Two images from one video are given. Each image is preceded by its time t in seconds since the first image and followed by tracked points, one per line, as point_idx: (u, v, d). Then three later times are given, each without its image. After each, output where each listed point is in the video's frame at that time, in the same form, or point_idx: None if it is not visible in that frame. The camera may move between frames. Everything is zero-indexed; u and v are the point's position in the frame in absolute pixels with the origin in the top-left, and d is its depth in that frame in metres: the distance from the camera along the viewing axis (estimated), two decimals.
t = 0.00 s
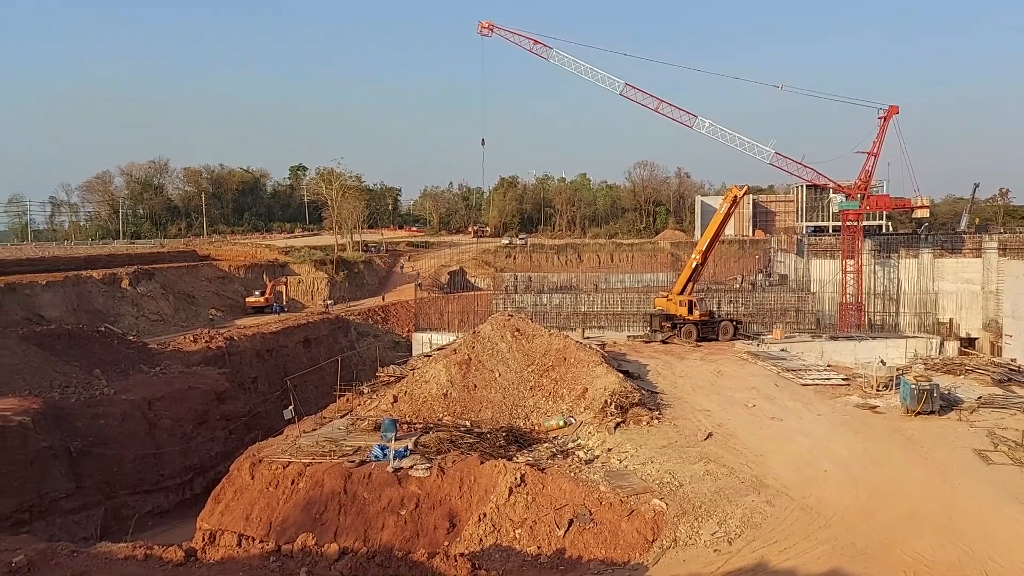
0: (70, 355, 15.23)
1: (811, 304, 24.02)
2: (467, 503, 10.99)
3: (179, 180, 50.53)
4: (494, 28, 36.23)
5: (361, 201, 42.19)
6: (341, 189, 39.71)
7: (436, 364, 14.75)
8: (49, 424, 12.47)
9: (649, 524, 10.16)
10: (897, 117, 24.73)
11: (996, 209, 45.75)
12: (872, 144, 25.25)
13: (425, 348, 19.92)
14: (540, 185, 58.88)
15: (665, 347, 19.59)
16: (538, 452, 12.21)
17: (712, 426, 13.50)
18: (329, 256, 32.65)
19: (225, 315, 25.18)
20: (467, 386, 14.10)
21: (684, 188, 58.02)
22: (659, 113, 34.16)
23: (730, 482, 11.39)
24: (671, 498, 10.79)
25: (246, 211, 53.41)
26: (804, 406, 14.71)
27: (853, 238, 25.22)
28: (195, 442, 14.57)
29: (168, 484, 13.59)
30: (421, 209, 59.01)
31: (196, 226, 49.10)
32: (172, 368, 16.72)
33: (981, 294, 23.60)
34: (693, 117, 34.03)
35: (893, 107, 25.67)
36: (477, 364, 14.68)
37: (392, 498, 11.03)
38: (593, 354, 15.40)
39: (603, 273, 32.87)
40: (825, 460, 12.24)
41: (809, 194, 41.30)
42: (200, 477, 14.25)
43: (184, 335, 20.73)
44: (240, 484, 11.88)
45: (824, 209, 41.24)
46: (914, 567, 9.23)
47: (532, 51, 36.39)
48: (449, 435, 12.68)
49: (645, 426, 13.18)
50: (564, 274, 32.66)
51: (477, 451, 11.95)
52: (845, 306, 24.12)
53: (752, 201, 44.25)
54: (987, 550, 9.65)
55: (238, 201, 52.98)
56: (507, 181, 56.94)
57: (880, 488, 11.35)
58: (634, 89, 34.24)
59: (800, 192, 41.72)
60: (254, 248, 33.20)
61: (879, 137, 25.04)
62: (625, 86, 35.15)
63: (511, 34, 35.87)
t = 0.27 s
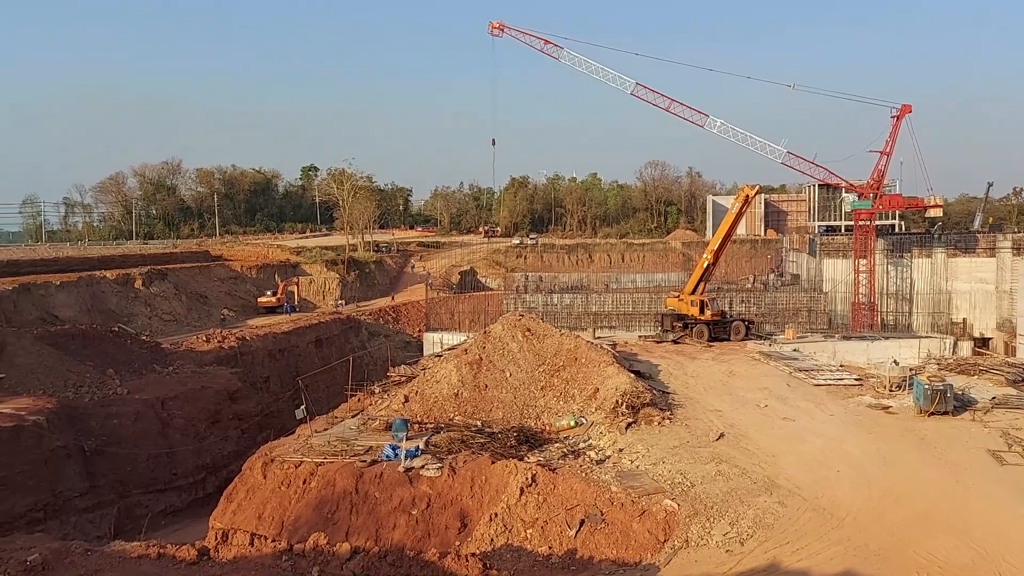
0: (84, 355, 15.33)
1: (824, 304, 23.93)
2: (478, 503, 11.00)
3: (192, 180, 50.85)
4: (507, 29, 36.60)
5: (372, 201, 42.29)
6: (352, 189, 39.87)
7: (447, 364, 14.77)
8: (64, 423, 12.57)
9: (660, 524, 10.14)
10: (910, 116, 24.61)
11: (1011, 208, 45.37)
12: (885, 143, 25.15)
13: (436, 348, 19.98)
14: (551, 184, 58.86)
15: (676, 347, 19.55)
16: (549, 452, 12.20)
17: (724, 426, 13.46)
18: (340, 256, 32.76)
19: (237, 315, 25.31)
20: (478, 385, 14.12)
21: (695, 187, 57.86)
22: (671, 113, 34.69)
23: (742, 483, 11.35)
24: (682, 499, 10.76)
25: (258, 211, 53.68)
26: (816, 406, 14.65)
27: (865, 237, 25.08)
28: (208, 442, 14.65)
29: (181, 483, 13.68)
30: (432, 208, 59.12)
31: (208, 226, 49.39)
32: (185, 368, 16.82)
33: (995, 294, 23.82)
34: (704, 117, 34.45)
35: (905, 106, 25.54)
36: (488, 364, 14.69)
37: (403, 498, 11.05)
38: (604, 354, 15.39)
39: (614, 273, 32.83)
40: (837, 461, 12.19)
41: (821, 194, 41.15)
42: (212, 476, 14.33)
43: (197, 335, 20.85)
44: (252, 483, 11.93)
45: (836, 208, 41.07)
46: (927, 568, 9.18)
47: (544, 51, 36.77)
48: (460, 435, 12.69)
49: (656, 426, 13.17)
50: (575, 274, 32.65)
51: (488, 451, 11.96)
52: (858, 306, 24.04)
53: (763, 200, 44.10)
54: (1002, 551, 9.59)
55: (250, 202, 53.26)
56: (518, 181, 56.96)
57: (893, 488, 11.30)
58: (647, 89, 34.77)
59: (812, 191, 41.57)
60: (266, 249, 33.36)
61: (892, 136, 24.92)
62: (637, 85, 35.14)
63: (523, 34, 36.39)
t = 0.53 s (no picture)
0: (94, 355, 15.41)
1: (832, 304, 23.90)
2: (486, 503, 11.01)
3: (201, 181, 51.06)
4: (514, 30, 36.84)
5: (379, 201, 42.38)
6: (361, 189, 40.04)
7: (455, 364, 14.79)
8: (73, 423, 12.63)
9: (668, 525, 10.13)
10: (919, 115, 24.55)
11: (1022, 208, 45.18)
12: (893, 142, 25.06)
13: (444, 348, 20.02)
14: (558, 184, 58.90)
15: (684, 347, 19.55)
16: (556, 452, 12.21)
17: (732, 427, 13.44)
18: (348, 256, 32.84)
19: (246, 315, 25.39)
20: (485, 385, 14.14)
21: (703, 187, 57.82)
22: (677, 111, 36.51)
23: (750, 483, 11.33)
24: (690, 499, 10.75)
25: (266, 212, 53.89)
26: (824, 406, 14.62)
27: (874, 237, 25.05)
28: (216, 442, 14.69)
29: (190, 483, 13.73)
30: (439, 208, 59.29)
31: (216, 226, 49.59)
32: (194, 368, 16.89)
33: (1004, 293, 24.06)
34: (709, 116, 36.17)
35: (914, 105, 25.47)
36: (496, 364, 14.70)
37: (411, 498, 11.07)
38: (611, 354, 15.39)
39: (622, 273, 32.84)
40: (846, 461, 12.16)
41: (829, 193, 41.11)
42: (221, 476, 14.38)
43: (205, 335, 20.92)
44: (261, 483, 11.97)
45: (844, 207, 40.96)
46: (937, 569, 9.16)
47: (550, 50, 37.48)
48: (467, 435, 12.70)
49: (664, 427, 13.16)
50: (582, 273, 32.68)
51: (496, 451, 11.97)
52: (866, 306, 24.07)
53: (771, 199, 44.07)
54: (1011, 551, 9.56)
55: (259, 202, 53.47)
56: (525, 181, 57.05)
57: (901, 488, 11.27)
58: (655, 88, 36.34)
59: (820, 191, 41.52)
60: (274, 249, 33.47)
61: (901, 136, 24.85)
62: (645, 85, 35.20)
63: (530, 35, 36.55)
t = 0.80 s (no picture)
0: (103, 356, 15.48)
1: (841, 304, 23.84)
2: (494, 503, 11.02)
3: (209, 182, 51.19)
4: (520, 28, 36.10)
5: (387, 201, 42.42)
6: (368, 190, 40.09)
7: (462, 364, 14.80)
8: (83, 423, 12.69)
9: (676, 525, 10.11)
10: (928, 114, 24.43)
11: None
12: (902, 141, 24.96)
13: (451, 348, 20.03)
14: (566, 184, 58.87)
15: (692, 348, 19.52)
16: (564, 452, 12.21)
17: (740, 427, 13.42)
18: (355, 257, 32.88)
19: (254, 315, 25.46)
20: (493, 386, 14.15)
21: (711, 187, 57.71)
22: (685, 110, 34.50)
23: (758, 484, 11.31)
24: (698, 499, 10.73)
25: (274, 212, 54.04)
26: (833, 406, 14.59)
27: (882, 237, 24.97)
28: (225, 442, 14.74)
29: (199, 483, 13.78)
30: (446, 209, 59.34)
31: (224, 227, 49.74)
32: (202, 368, 16.95)
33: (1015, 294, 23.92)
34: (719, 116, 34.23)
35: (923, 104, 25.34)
36: (503, 365, 14.71)
37: (419, 498, 11.09)
38: (619, 355, 15.37)
39: (630, 273, 32.81)
40: (854, 461, 12.13)
41: (838, 193, 40.99)
42: (229, 476, 14.43)
43: (214, 335, 21.00)
44: (269, 483, 12.01)
45: (853, 207, 40.83)
46: (946, 570, 9.12)
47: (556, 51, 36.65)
48: (475, 435, 12.71)
49: (672, 427, 13.14)
50: (590, 274, 32.65)
51: (504, 451, 11.97)
52: (874, 306, 24.01)
53: (779, 199, 43.97)
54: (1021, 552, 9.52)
55: (266, 203, 53.60)
56: (532, 181, 57.06)
57: (911, 489, 11.24)
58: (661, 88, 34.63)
59: (829, 191, 41.39)
60: (282, 250, 33.54)
61: (909, 135, 24.75)
62: (652, 85, 35.14)
63: (537, 34, 36.29)
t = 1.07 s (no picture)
0: (113, 355, 15.56)
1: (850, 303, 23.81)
2: (502, 502, 11.01)
3: (218, 181, 51.40)
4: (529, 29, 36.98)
5: (395, 201, 42.52)
6: (376, 190, 40.19)
7: (470, 364, 14.82)
8: (92, 422, 12.75)
9: (685, 525, 10.10)
10: (937, 113, 24.32)
11: None
12: (911, 140, 24.89)
13: (459, 347, 20.05)
14: (574, 184, 58.90)
15: (701, 347, 19.50)
16: (572, 451, 12.20)
17: (749, 426, 13.39)
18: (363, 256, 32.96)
19: (262, 314, 25.55)
20: (501, 385, 14.15)
21: (720, 186, 57.63)
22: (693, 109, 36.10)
23: (767, 483, 11.28)
24: (707, 499, 10.71)
25: (282, 212, 54.27)
26: (842, 405, 14.55)
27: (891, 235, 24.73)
28: (234, 440, 14.79)
29: (208, 481, 13.84)
30: (454, 208, 59.46)
31: (233, 226, 49.96)
32: (211, 367, 17.02)
33: None
34: (727, 113, 36.10)
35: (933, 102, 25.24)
36: (511, 364, 14.72)
37: (427, 497, 11.09)
38: (627, 354, 15.35)
39: (638, 272, 32.80)
40: (863, 461, 12.08)
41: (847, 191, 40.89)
42: (238, 474, 14.48)
43: (222, 335, 21.08)
44: (278, 481, 12.04)
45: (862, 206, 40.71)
46: (957, 570, 9.08)
47: (566, 50, 37.73)
48: (483, 434, 12.72)
49: (680, 426, 13.13)
50: (599, 273, 32.65)
51: (512, 451, 11.97)
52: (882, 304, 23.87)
53: (788, 198, 43.90)
54: None
55: (275, 202, 53.83)
56: (540, 180, 57.13)
57: (920, 489, 11.19)
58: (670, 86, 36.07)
59: (838, 189, 41.29)
60: (290, 249, 33.66)
61: (919, 134, 24.65)
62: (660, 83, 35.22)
63: (544, 33, 36.84)
